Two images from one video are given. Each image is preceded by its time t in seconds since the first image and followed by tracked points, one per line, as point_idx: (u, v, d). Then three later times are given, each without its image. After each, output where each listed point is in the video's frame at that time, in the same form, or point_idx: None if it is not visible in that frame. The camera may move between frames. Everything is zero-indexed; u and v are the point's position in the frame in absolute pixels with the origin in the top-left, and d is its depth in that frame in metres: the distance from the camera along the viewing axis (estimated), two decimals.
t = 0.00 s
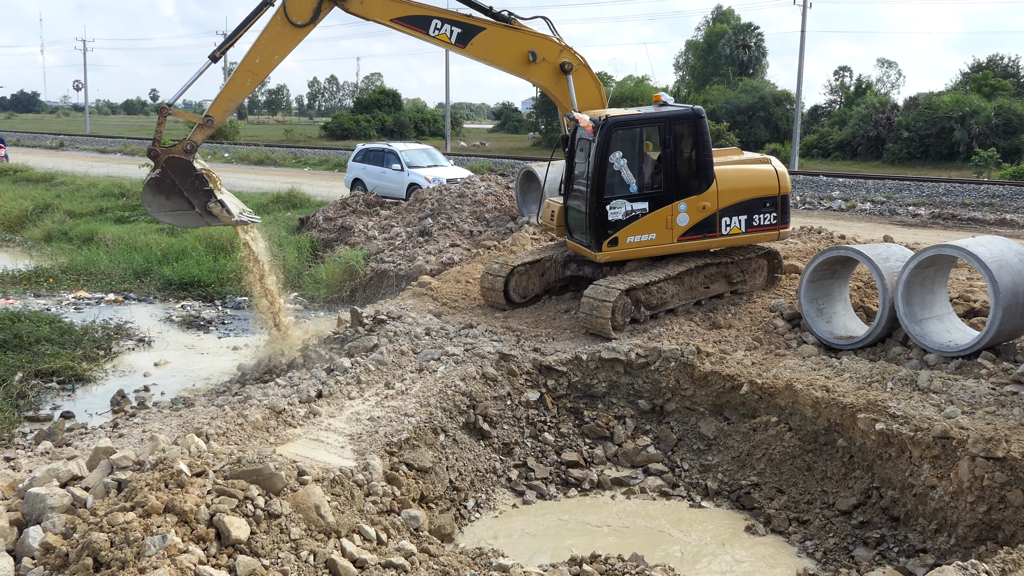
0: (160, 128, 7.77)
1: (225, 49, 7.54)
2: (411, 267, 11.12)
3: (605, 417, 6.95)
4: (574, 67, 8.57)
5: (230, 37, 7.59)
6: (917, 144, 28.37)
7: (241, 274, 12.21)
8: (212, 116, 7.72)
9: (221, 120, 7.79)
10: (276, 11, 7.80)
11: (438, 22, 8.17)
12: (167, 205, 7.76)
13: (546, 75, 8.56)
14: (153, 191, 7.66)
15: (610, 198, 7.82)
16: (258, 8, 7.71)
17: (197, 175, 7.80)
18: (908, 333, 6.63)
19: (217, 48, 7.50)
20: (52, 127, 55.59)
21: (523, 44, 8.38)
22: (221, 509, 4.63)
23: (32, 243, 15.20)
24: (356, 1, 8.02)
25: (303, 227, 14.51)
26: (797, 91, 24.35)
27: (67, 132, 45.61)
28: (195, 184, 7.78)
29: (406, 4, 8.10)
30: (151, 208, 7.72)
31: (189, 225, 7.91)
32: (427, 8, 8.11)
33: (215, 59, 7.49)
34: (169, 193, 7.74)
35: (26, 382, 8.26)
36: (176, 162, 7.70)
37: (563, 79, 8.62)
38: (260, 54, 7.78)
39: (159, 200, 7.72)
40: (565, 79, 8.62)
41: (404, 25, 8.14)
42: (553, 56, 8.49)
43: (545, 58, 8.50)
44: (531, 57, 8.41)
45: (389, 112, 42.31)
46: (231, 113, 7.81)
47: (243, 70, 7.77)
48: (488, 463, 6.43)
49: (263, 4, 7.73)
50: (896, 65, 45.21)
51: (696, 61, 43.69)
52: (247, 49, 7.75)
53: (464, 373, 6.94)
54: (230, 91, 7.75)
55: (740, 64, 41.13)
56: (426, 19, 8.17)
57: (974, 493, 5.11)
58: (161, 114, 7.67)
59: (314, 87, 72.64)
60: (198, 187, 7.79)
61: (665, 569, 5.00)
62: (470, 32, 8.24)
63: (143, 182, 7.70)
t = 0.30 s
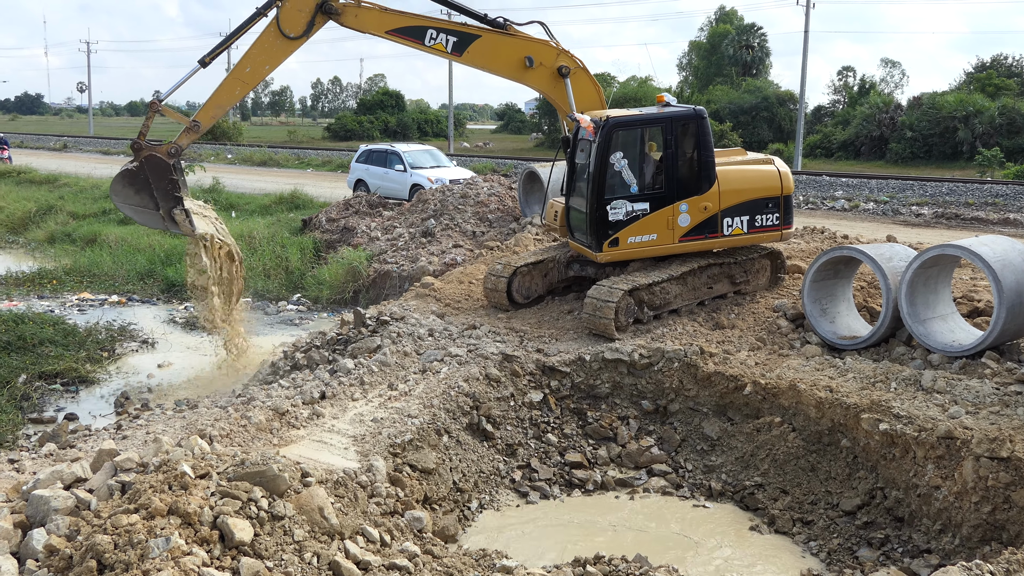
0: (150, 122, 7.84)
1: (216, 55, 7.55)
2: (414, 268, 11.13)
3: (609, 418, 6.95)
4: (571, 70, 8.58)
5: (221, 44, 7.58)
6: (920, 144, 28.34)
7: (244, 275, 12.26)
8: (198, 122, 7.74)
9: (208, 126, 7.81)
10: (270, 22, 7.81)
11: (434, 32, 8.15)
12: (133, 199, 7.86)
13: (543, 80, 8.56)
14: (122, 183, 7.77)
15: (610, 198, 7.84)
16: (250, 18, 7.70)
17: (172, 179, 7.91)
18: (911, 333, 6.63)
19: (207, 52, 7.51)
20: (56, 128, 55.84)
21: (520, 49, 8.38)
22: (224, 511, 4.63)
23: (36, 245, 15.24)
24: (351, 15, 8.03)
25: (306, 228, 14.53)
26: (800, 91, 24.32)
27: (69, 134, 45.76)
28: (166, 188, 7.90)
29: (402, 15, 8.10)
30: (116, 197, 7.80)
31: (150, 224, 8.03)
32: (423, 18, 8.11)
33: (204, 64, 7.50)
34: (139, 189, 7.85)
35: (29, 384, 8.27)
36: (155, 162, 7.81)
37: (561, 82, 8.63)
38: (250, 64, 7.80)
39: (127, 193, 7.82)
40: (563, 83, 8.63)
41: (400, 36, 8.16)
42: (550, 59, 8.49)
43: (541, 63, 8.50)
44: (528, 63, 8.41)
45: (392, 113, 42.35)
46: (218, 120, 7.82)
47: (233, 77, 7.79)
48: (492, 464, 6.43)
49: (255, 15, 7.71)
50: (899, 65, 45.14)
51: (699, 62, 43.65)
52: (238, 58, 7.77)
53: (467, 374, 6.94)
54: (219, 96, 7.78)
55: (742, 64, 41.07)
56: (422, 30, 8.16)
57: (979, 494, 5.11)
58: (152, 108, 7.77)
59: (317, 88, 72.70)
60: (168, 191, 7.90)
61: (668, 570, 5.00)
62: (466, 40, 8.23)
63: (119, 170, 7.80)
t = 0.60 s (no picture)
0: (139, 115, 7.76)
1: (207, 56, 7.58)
2: (417, 269, 11.14)
3: (612, 419, 6.95)
4: (571, 73, 8.58)
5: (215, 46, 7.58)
6: (923, 145, 28.30)
7: (247, 276, 12.29)
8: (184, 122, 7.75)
9: (193, 126, 7.82)
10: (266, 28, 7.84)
11: (432, 40, 8.17)
12: (102, 181, 8.23)
13: (543, 84, 8.57)
14: (96, 163, 8.15)
15: (613, 200, 7.82)
16: (247, 22, 7.70)
17: (144, 176, 8.33)
18: (915, 334, 6.63)
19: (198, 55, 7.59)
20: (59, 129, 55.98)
21: (519, 55, 8.39)
22: (227, 511, 4.64)
23: (40, 246, 15.29)
24: (348, 26, 8.07)
25: (309, 229, 14.55)
26: (803, 92, 24.30)
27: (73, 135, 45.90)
28: (137, 182, 8.31)
29: (399, 24, 8.12)
30: (86, 174, 8.15)
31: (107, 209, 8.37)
32: (420, 26, 8.12)
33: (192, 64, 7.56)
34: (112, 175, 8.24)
35: (33, 385, 8.30)
36: (133, 154, 8.22)
37: (561, 86, 8.63)
38: (244, 68, 7.82)
39: (98, 173, 8.20)
40: (562, 87, 8.63)
41: (399, 45, 8.18)
42: (548, 63, 8.49)
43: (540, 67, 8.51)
44: (527, 67, 8.42)
45: (395, 115, 42.40)
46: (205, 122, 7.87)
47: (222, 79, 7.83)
48: (495, 465, 6.44)
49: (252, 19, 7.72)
50: (902, 66, 45.14)
51: (702, 63, 43.63)
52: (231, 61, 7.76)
53: (469, 375, 6.94)
54: (208, 98, 7.85)
55: (745, 66, 41.03)
56: (420, 38, 8.18)
57: (982, 495, 5.10)
58: (143, 99, 7.63)
59: (320, 89, 72.78)
60: (136, 186, 8.31)
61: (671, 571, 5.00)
62: (464, 46, 8.25)
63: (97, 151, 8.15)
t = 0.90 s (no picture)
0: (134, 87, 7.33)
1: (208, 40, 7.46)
2: (420, 270, 11.15)
3: (614, 420, 6.95)
4: (575, 73, 8.57)
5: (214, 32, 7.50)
6: (926, 146, 28.27)
7: (250, 277, 12.30)
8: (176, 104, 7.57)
9: (184, 109, 7.66)
10: (269, 20, 7.81)
11: (437, 39, 8.16)
12: (77, 137, 7.34)
13: (547, 83, 8.56)
14: (77, 117, 7.30)
15: (621, 200, 7.80)
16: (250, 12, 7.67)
17: (121, 150, 7.46)
18: (918, 335, 6.62)
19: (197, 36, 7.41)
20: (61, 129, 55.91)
21: (523, 55, 8.39)
22: (230, 512, 4.65)
23: (42, 246, 15.31)
24: (354, 24, 8.06)
25: (312, 230, 14.56)
26: (806, 93, 24.28)
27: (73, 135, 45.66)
28: (112, 151, 7.45)
29: (405, 23, 8.10)
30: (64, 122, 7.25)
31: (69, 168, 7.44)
32: (425, 25, 8.12)
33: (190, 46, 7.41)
34: (88, 135, 7.37)
35: (36, 385, 8.31)
36: (120, 124, 7.40)
37: (565, 86, 8.63)
38: (243, 56, 7.73)
39: (77, 129, 7.33)
40: (567, 86, 8.63)
41: (403, 44, 8.16)
42: (552, 64, 8.48)
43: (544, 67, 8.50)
44: (532, 67, 8.41)
45: (397, 115, 42.44)
46: (197, 107, 7.72)
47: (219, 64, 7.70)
48: (497, 466, 6.45)
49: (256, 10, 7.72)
50: (904, 67, 45.08)
51: (704, 63, 43.61)
52: (231, 49, 7.66)
53: (472, 376, 6.94)
54: (200, 81, 7.71)
55: (748, 66, 40.98)
56: (425, 37, 8.18)
57: (985, 496, 5.10)
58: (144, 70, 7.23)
59: (322, 90, 72.82)
60: (111, 156, 7.44)
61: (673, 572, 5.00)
62: (469, 46, 8.25)
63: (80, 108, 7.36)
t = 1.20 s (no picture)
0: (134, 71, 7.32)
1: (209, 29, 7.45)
2: (421, 271, 11.15)
3: (615, 421, 6.95)
4: (578, 75, 8.60)
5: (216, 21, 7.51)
6: (927, 147, 28.28)
7: (251, 277, 12.31)
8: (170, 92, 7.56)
9: (178, 98, 7.64)
10: (273, 15, 7.80)
11: (443, 40, 8.15)
12: (65, 108, 7.29)
13: (551, 85, 8.58)
14: (71, 88, 7.27)
15: (631, 201, 7.76)
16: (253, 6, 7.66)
17: (106, 129, 7.42)
18: (920, 336, 6.62)
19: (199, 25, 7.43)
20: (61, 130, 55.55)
21: (528, 57, 8.40)
22: (232, 512, 4.66)
23: (43, 247, 15.33)
24: (360, 25, 8.03)
25: (313, 230, 14.57)
26: (807, 94, 24.29)
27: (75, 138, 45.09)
28: (98, 129, 7.39)
29: (410, 23, 8.09)
30: (56, 91, 7.23)
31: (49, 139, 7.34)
32: (431, 26, 8.11)
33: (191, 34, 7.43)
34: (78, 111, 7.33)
35: (37, 386, 8.32)
36: (112, 104, 7.38)
37: (569, 87, 8.66)
38: (243, 50, 7.73)
39: (67, 99, 7.28)
40: (571, 88, 8.64)
41: (408, 44, 8.14)
42: (557, 65, 8.51)
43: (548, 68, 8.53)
44: (536, 68, 8.43)
45: (398, 116, 42.49)
46: (191, 97, 7.72)
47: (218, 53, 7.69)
48: (498, 467, 6.45)
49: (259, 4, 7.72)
50: (906, 68, 45.11)
51: (705, 65, 43.59)
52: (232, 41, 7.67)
53: (473, 376, 6.94)
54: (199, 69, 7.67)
55: (749, 67, 40.97)
56: (430, 38, 8.15)
57: (986, 497, 5.10)
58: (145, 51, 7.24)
59: (323, 91, 72.84)
60: (95, 134, 7.38)
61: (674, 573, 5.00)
62: (474, 48, 8.25)
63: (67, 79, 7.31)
